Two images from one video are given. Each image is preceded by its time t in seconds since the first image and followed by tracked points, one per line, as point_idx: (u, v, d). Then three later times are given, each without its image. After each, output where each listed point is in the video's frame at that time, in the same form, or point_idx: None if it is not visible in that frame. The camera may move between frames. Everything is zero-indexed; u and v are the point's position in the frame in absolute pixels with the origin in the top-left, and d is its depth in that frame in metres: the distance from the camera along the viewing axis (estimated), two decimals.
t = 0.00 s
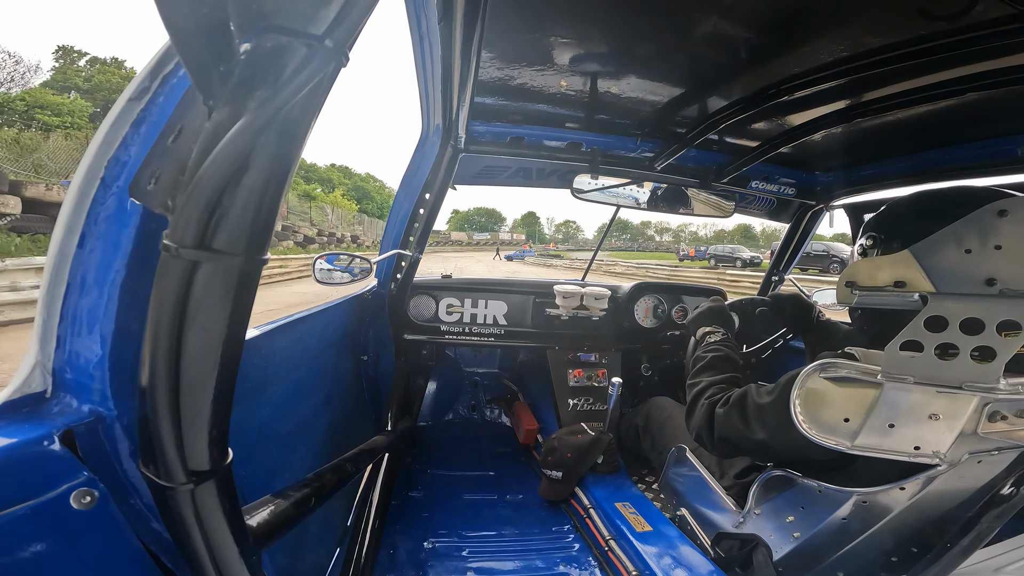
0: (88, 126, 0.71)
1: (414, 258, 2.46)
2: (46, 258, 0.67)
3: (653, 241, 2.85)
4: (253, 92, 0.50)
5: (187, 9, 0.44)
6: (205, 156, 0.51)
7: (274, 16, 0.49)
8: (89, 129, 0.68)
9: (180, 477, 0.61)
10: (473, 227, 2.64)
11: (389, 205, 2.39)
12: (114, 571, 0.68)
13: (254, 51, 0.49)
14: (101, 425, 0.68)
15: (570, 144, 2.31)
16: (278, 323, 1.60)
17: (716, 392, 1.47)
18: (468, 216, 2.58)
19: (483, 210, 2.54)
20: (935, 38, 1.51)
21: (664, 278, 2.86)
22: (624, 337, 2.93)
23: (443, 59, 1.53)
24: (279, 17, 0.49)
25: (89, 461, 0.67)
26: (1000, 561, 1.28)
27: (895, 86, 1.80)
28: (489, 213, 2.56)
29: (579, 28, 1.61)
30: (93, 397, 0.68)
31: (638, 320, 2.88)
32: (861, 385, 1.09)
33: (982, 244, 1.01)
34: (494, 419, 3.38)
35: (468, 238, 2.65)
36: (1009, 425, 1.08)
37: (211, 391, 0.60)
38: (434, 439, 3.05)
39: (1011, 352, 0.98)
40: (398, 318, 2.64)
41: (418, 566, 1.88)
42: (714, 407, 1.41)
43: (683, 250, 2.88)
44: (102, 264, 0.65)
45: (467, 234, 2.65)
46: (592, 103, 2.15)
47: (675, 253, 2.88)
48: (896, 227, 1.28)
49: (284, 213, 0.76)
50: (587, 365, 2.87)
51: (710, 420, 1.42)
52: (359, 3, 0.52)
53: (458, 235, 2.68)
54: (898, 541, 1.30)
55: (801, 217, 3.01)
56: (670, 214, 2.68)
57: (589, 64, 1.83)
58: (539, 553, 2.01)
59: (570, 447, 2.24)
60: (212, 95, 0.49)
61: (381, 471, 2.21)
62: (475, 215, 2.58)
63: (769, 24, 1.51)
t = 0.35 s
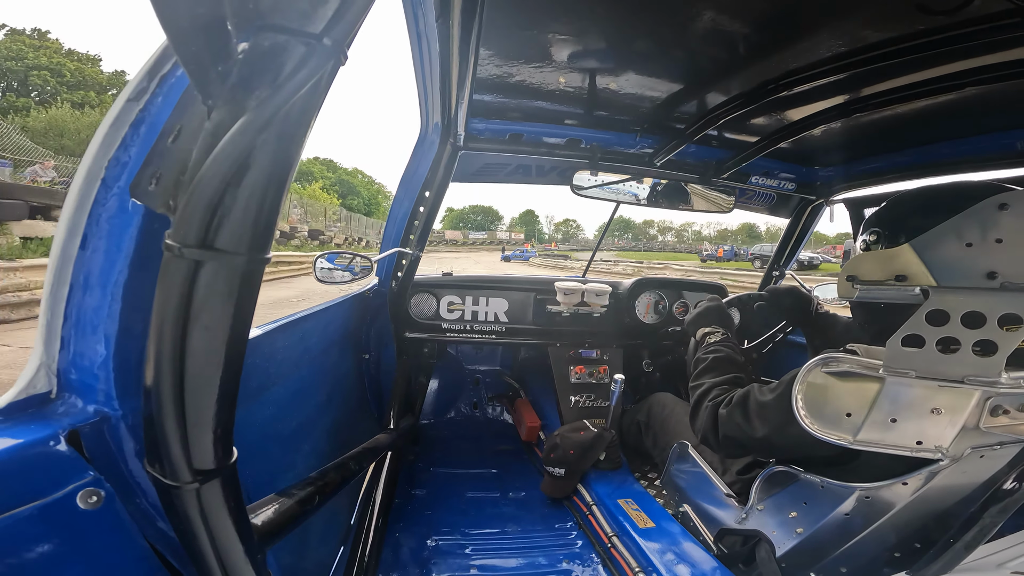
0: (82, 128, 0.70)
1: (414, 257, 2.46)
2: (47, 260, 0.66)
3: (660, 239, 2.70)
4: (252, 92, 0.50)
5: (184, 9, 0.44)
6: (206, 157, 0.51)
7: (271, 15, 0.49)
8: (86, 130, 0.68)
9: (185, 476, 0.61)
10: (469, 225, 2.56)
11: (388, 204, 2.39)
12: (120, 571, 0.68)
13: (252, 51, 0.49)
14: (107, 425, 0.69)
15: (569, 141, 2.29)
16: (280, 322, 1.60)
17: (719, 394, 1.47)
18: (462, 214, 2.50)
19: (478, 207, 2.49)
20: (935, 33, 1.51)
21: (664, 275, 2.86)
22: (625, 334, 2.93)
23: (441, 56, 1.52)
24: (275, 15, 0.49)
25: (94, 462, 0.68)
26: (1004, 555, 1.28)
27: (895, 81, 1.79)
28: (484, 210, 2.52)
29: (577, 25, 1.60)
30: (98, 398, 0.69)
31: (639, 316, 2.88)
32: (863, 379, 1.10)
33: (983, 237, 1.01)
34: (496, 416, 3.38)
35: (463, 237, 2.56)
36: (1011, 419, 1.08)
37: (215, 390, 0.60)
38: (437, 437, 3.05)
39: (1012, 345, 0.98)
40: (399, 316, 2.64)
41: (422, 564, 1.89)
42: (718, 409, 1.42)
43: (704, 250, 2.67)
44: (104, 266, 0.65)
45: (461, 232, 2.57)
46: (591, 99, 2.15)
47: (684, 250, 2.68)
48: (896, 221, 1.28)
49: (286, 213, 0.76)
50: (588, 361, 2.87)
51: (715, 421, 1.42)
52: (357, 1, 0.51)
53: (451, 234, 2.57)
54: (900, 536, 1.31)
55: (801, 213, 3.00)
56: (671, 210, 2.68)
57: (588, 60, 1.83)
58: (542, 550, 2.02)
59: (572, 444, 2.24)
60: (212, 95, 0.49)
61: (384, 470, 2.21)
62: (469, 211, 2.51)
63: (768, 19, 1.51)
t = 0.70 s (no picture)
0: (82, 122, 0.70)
1: (415, 250, 2.46)
2: (46, 252, 0.66)
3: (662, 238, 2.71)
4: (252, 84, 0.49)
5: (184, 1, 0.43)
6: (205, 149, 0.50)
7: (272, 7, 0.48)
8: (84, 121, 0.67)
9: (184, 468, 0.62)
10: (468, 223, 2.55)
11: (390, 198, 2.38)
12: (119, 562, 0.69)
13: (252, 43, 0.49)
14: (107, 416, 0.69)
15: (571, 135, 2.29)
16: (279, 314, 1.60)
17: (717, 394, 1.47)
18: (461, 211, 2.51)
19: (477, 204, 2.51)
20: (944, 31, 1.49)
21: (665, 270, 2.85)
22: (625, 329, 2.93)
23: (444, 50, 1.51)
24: (276, 7, 0.48)
25: (94, 453, 0.68)
26: (996, 555, 1.29)
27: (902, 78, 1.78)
28: (484, 207, 2.53)
29: (581, 20, 1.59)
30: (97, 388, 0.69)
31: (639, 311, 2.89)
32: (861, 378, 1.10)
33: (985, 238, 1.00)
34: (495, 409, 3.40)
35: (463, 236, 2.55)
36: (1009, 420, 1.08)
37: (214, 382, 0.60)
38: (436, 429, 3.06)
39: (1012, 346, 0.98)
40: (400, 309, 2.64)
41: (419, 556, 1.91)
42: (715, 411, 1.42)
43: (736, 251, 2.82)
44: (103, 257, 0.65)
45: (461, 230, 2.56)
46: (594, 94, 2.13)
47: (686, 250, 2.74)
48: (897, 220, 1.27)
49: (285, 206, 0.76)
50: (587, 356, 2.87)
51: (712, 422, 1.43)
52: None
53: (451, 232, 2.57)
54: (894, 534, 1.32)
55: (803, 209, 2.99)
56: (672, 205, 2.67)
57: (592, 55, 1.81)
58: (539, 544, 2.03)
59: (570, 439, 2.25)
60: (211, 86, 0.49)
61: (383, 462, 2.22)
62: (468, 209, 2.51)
63: (774, 15, 1.49)
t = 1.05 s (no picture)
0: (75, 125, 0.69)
1: (411, 254, 2.46)
2: (40, 253, 0.66)
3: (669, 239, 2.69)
4: (250, 86, 0.49)
5: (183, 3, 0.43)
6: (201, 151, 0.50)
7: (271, 10, 0.48)
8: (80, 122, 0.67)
9: (175, 473, 0.61)
10: (467, 222, 2.44)
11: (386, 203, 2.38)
12: (109, 566, 0.68)
13: (251, 46, 0.49)
14: (97, 420, 0.68)
15: (569, 140, 2.30)
16: (275, 318, 1.59)
17: (713, 398, 1.48)
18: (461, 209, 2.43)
19: (477, 201, 2.46)
20: (937, 36, 1.50)
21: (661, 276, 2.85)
22: (621, 334, 2.93)
23: (441, 54, 1.52)
24: (275, 10, 0.48)
25: (83, 456, 0.67)
26: (991, 559, 1.29)
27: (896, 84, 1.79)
28: (487, 207, 2.49)
29: (578, 24, 1.60)
30: (88, 392, 0.68)
31: (635, 316, 2.89)
32: (856, 383, 1.10)
33: (979, 243, 1.01)
34: (491, 414, 3.38)
35: (462, 235, 2.41)
36: (1003, 424, 1.08)
37: (207, 386, 0.59)
38: (431, 434, 3.05)
39: (1005, 351, 0.99)
40: (396, 313, 2.63)
41: (414, 561, 1.89)
42: (711, 416, 1.42)
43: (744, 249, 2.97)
44: (97, 260, 0.64)
45: (460, 230, 2.43)
46: (591, 99, 2.14)
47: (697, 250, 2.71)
48: (892, 226, 1.28)
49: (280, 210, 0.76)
50: (583, 361, 2.87)
51: (707, 428, 1.43)
52: None
53: (450, 232, 2.43)
54: (889, 539, 1.32)
55: (798, 215, 3.01)
56: (666, 211, 2.67)
57: (588, 60, 1.82)
58: (535, 549, 2.02)
59: (566, 444, 2.25)
60: (209, 89, 0.49)
61: (377, 467, 2.21)
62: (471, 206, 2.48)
63: (769, 21, 1.51)
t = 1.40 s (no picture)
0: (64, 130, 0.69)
1: (408, 255, 2.45)
2: (34, 253, 0.66)
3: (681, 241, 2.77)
4: (245, 86, 0.49)
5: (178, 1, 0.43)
6: (196, 152, 0.50)
7: (267, 9, 0.48)
8: (77, 123, 0.67)
9: (171, 474, 0.61)
10: (466, 221, 2.51)
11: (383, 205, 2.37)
12: (104, 566, 0.68)
13: (247, 45, 0.48)
14: (92, 422, 0.68)
15: (566, 141, 2.31)
16: (272, 319, 1.59)
17: (710, 399, 1.48)
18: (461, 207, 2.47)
19: (477, 199, 2.49)
20: (933, 38, 1.51)
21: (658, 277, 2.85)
22: (618, 335, 2.93)
23: (439, 55, 1.52)
24: (272, 10, 0.48)
25: (78, 457, 0.67)
26: (987, 559, 1.30)
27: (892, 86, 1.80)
28: (489, 204, 2.52)
29: (576, 25, 1.60)
30: (83, 393, 0.68)
31: (632, 317, 2.89)
32: (851, 384, 1.11)
33: (974, 244, 1.02)
34: (488, 415, 3.38)
35: (462, 233, 2.49)
36: (998, 425, 1.08)
37: (202, 388, 0.59)
38: (428, 435, 3.04)
39: (1001, 352, 0.98)
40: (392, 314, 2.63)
41: (411, 562, 1.89)
42: (708, 416, 1.42)
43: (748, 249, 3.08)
44: (90, 260, 0.64)
45: (458, 228, 2.51)
46: (589, 100, 2.14)
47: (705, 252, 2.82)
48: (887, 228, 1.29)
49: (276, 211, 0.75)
50: (580, 362, 2.87)
51: (704, 428, 1.43)
52: None
53: (447, 230, 2.50)
54: (886, 539, 1.32)
55: (795, 216, 3.02)
56: (664, 211, 2.67)
57: (586, 61, 1.83)
58: (532, 550, 2.02)
59: (564, 445, 2.25)
60: (204, 89, 0.49)
61: (374, 468, 2.20)
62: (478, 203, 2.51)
63: (766, 23, 1.51)
